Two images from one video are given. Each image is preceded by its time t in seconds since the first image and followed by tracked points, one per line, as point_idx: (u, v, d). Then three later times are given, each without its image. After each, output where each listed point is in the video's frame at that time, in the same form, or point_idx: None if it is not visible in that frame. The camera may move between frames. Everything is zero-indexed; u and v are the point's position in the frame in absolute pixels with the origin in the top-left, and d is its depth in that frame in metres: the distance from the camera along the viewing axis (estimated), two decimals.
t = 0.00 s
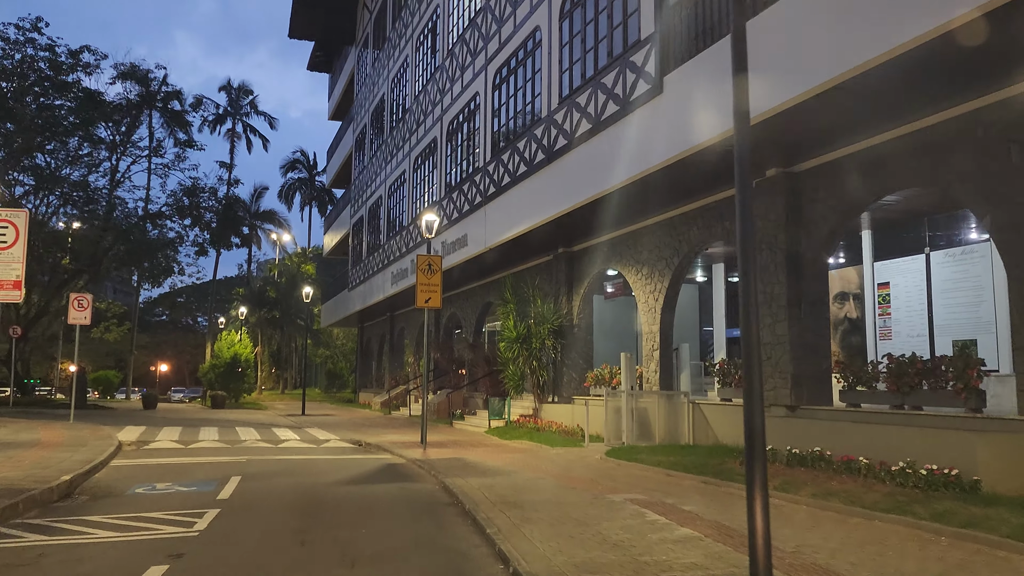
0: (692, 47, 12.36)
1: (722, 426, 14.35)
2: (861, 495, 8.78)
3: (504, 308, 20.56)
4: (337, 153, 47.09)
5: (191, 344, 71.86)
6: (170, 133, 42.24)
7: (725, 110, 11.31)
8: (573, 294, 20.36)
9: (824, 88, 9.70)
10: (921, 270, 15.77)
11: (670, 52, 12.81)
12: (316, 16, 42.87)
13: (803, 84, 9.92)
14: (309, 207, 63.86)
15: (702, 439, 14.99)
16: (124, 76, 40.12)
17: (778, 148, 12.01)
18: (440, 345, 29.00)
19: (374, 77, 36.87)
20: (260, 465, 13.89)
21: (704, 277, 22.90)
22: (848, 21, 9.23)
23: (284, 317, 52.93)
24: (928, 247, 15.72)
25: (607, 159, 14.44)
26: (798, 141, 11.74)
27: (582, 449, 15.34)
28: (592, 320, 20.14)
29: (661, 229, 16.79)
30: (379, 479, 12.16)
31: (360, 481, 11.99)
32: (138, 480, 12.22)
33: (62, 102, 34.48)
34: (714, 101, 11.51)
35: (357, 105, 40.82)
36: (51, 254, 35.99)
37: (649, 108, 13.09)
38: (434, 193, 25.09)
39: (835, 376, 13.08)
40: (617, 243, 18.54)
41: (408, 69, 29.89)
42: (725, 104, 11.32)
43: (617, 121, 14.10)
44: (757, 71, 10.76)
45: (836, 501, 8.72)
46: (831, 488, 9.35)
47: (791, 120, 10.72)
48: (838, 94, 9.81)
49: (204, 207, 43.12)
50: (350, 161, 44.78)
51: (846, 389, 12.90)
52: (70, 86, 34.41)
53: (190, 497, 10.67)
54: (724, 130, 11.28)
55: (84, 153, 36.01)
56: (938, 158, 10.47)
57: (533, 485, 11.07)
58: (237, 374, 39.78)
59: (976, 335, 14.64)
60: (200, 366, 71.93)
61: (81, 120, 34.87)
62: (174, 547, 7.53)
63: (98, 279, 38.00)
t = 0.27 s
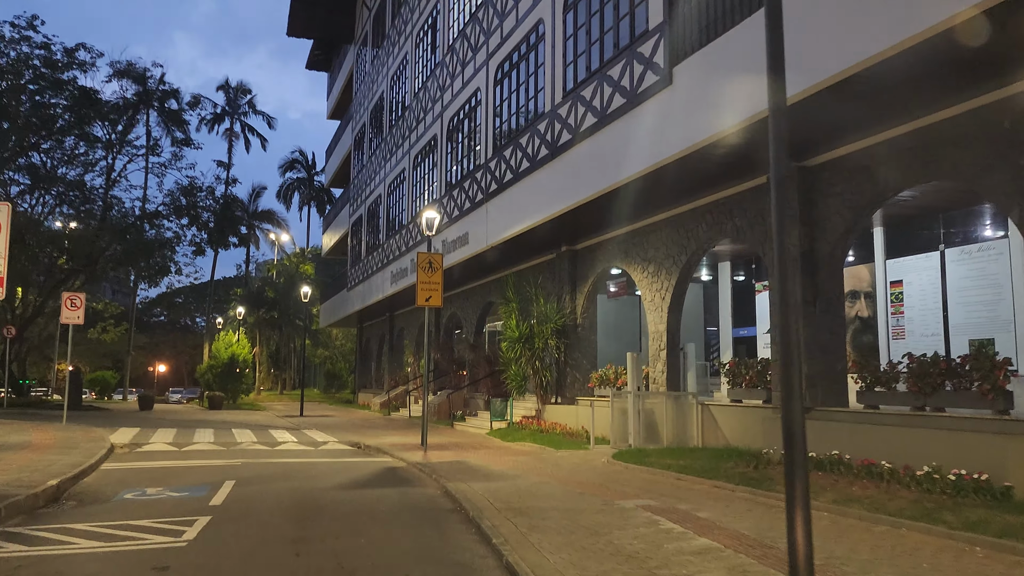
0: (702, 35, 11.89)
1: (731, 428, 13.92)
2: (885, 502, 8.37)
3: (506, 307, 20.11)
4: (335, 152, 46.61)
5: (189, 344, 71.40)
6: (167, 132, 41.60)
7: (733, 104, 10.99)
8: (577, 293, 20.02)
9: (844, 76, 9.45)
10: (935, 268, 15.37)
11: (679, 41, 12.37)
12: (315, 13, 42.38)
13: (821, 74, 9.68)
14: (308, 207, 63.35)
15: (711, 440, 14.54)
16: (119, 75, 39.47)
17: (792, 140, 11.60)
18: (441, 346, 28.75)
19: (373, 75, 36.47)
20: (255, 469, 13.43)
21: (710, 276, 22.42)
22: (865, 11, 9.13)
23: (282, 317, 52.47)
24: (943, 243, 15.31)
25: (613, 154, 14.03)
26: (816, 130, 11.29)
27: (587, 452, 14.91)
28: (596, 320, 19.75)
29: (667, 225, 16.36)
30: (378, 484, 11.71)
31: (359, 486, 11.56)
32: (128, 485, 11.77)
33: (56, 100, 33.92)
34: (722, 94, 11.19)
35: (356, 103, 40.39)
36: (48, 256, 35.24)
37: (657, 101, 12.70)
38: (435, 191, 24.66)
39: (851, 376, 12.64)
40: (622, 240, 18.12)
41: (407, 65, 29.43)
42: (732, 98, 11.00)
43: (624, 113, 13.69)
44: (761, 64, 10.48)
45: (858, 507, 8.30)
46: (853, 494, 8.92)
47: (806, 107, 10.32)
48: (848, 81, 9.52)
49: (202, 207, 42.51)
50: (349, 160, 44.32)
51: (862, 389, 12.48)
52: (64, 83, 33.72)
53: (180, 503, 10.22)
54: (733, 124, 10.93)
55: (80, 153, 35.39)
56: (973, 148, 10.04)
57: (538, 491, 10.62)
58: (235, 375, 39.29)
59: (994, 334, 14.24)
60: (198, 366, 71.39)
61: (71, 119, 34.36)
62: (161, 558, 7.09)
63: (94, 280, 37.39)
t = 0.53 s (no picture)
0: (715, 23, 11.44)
1: (743, 431, 13.48)
2: (912, 510, 7.94)
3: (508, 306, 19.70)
4: (335, 152, 46.19)
5: (189, 346, 70.93)
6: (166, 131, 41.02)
7: (745, 95, 10.64)
8: (581, 293, 19.60)
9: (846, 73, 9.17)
10: (950, 266, 14.95)
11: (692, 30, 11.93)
12: (314, 11, 41.92)
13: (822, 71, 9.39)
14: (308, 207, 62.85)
15: (722, 443, 14.10)
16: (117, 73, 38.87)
17: (809, 133, 11.19)
18: (443, 347, 28.39)
19: (372, 74, 36.09)
20: (251, 474, 12.99)
21: (716, 276, 22.00)
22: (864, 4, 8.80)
23: (281, 318, 52.00)
24: (958, 241, 14.92)
25: (622, 147, 13.62)
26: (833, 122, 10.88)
27: (593, 456, 14.46)
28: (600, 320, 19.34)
29: (675, 223, 15.95)
30: (378, 490, 11.28)
31: (359, 492, 11.12)
32: (119, 492, 11.33)
33: (52, 96, 33.43)
34: (733, 85, 10.85)
35: (355, 102, 39.98)
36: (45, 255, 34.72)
37: (667, 92, 12.33)
38: (436, 189, 24.25)
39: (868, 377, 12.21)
40: (628, 239, 17.67)
41: (408, 62, 29.01)
42: (743, 89, 10.66)
43: (632, 106, 13.30)
44: (771, 55, 10.15)
45: (884, 516, 7.87)
46: (877, 501, 8.51)
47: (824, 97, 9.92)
48: (867, 72, 9.16)
49: (200, 207, 41.94)
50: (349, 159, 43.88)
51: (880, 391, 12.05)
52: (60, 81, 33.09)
53: (171, 512, 9.78)
54: (746, 116, 10.59)
55: (77, 153, 34.78)
56: (1002, 140, 9.64)
57: (545, 498, 10.19)
58: (233, 376, 38.81)
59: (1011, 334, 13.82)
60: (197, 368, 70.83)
61: (67, 116, 33.63)
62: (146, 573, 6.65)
63: (90, 279, 36.86)
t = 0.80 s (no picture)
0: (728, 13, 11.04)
1: (754, 435, 13.08)
2: (940, 519, 7.56)
3: (513, 306, 19.26)
4: (335, 152, 45.85)
5: (189, 347, 70.56)
6: (164, 131, 40.66)
7: (758, 86, 10.32)
8: (586, 292, 19.22)
9: (857, 66, 8.88)
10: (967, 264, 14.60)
11: (705, 19, 11.53)
12: (315, 9, 41.52)
13: (832, 63, 9.08)
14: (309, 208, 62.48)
15: (733, 447, 13.68)
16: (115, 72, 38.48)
17: (826, 125, 10.81)
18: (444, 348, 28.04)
19: (373, 73, 35.74)
20: (249, 478, 12.60)
21: (723, 275, 21.62)
22: None
23: (282, 318, 51.65)
24: (975, 239, 14.57)
25: (631, 141, 13.24)
26: (853, 114, 10.50)
27: (600, 459, 14.08)
28: (605, 321, 19.01)
29: (683, 220, 15.58)
30: (380, 495, 10.88)
31: (360, 497, 10.73)
32: (111, 496, 10.93)
33: (48, 94, 32.89)
34: (746, 77, 10.52)
35: (356, 101, 39.63)
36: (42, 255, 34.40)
37: (677, 85, 11.99)
38: (438, 188, 23.88)
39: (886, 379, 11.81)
40: (635, 237, 17.30)
41: (409, 59, 28.64)
42: (756, 80, 10.34)
43: (641, 98, 12.94)
44: (785, 45, 9.84)
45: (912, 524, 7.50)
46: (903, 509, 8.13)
47: (846, 87, 9.53)
48: (889, 60, 8.81)
49: (200, 206, 41.55)
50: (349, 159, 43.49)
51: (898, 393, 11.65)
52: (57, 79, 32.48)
53: (164, 518, 9.38)
54: (759, 109, 10.26)
55: (76, 152, 34.24)
56: None
57: (553, 504, 9.80)
58: (232, 378, 38.44)
59: None
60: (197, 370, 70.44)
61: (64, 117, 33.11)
62: None
63: (89, 280, 36.49)
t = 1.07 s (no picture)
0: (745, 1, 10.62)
1: (770, 438, 12.65)
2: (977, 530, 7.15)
3: (519, 306, 18.85)
4: (338, 151, 45.48)
5: (192, 348, 70.28)
6: (166, 130, 40.29)
7: (772, 76, 9.95)
8: (594, 292, 18.82)
9: (880, 53, 8.46)
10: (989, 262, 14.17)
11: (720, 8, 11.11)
12: (317, 6, 41.11)
13: (850, 52, 8.73)
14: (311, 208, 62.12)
15: (748, 450, 13.27)
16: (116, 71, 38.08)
17: (846, 118, 10.41)
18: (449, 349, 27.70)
19: (376, 71, 35.39)
20: (248, 483, 12.22)
21: (732, 274, 21.20)
22: None
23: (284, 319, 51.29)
24: (996, 236, 14.14)
25: (641, 135, 12.84)
26: (874, 106, 10.09)
27: (611, 463, 13.68)
28: (614, 321, 18.60)
29: (694, 217, 15.16)
30: (383, 501, 10.49)
31: (363, 504, 10.33)
32: (105, 503, 10.55)
33: (46, 92, 32.04)
34: (761, 67, 10.15)
35: (358, 100, 39.25)
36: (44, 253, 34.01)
37: (688, 76, 11.61)
38: (442, 186, 23.50)
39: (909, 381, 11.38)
40: (644, 234, 16.89)
41: (412, 55, 28.25)
42: (771, 71, 9.98)
43: (652, 91, 12.53)
44: (803, 34, 9.46)
45: (948, 536, 7.09)
46: (935, 518, 7.73)
47: (872, 76, 9.10)
48: (915, 47, 8.40)
49: (202, 206, 41.20)
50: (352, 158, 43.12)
51: (922, 394, 11.23)
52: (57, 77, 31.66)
53: (158, 527, 9.00)
54: (774, 99, 9.89)
55: (77, 152, 33.81)
56: None
57: (565, 512, 9.39)
58: (235, 379, 38.08)
59: None
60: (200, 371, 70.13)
61: (66, 115, 32.47)
62: None
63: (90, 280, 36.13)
